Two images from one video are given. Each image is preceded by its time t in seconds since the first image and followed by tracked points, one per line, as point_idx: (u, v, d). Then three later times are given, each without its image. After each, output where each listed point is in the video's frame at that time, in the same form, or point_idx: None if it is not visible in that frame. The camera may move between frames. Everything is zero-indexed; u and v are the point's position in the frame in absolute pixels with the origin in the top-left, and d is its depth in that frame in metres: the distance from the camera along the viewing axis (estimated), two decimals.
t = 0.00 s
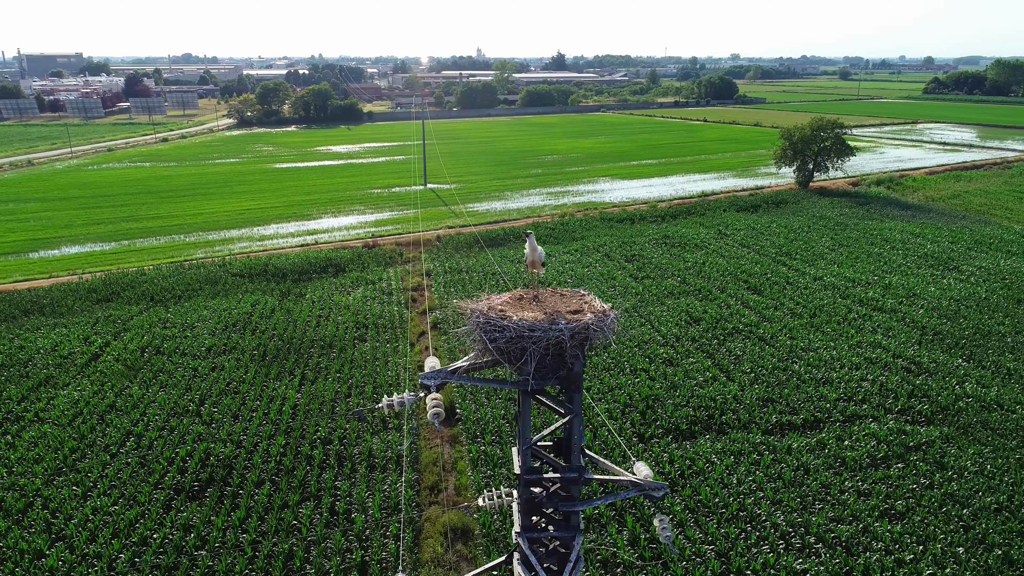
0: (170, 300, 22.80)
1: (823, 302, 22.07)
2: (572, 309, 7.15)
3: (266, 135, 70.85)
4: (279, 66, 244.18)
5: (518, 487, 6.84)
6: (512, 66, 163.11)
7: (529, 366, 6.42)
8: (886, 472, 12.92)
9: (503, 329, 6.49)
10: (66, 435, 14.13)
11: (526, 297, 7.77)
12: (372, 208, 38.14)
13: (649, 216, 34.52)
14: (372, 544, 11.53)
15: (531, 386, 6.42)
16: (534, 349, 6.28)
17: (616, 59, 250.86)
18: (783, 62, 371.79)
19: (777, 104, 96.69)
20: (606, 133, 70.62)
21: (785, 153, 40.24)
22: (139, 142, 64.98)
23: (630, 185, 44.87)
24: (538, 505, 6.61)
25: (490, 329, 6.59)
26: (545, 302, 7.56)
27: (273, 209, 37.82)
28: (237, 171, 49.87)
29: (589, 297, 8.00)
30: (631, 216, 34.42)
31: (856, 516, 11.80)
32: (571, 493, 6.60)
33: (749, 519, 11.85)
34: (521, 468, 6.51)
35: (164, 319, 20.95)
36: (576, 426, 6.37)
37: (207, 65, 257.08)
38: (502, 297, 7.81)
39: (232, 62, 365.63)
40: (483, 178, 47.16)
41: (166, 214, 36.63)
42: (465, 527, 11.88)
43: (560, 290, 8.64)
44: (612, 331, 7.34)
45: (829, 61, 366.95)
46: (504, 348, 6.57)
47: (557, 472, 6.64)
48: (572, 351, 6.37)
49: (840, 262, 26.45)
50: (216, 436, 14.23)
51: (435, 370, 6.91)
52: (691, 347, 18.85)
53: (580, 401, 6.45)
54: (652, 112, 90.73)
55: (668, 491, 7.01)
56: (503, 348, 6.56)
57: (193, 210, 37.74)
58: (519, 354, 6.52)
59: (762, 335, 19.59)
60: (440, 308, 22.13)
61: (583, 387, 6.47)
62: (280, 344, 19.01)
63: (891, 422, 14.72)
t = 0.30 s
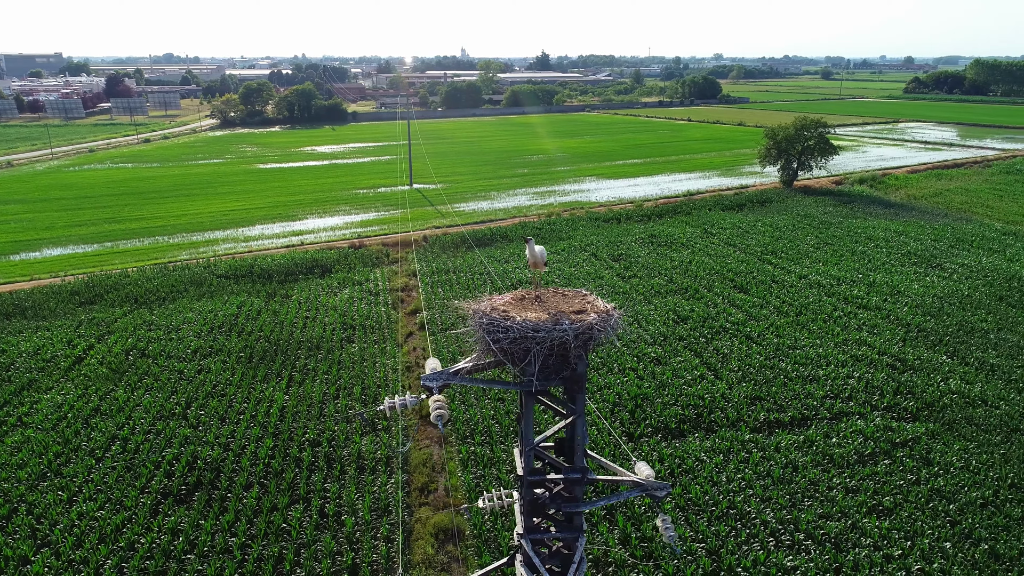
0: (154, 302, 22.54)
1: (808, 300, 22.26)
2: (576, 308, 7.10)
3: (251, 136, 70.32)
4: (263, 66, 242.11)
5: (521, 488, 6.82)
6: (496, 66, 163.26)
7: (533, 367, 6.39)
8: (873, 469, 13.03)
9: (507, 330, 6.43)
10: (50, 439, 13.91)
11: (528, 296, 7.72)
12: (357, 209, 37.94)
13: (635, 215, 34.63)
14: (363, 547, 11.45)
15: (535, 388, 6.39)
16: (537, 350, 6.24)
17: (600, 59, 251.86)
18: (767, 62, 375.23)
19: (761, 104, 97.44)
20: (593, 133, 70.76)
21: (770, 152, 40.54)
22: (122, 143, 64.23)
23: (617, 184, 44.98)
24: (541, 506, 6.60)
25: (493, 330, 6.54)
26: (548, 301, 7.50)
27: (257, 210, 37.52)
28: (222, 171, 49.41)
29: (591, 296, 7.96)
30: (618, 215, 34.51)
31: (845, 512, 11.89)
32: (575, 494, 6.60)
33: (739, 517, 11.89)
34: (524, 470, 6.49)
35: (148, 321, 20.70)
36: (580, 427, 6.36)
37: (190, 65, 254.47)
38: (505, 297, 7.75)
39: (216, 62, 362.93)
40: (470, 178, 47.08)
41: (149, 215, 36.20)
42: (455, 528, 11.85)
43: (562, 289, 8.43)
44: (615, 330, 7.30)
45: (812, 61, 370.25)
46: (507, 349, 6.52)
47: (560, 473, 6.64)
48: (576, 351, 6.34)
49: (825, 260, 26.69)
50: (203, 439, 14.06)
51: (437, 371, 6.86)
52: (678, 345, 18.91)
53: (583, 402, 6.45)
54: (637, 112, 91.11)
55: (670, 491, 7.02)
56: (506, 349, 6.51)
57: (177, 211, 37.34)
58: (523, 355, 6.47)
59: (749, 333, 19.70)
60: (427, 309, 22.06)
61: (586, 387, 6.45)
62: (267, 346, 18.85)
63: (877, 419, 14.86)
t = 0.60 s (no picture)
0: (138, 304, 22.28)
1: (794, 299, 22.42)
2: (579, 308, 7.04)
3: (236, 136, 69.76)
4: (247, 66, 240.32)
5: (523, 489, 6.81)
6: (481, 67, 162.63)
7: (536, 368, 6.33)
8: (860, 466, 13.15)
9: (511, 331, 6.35)
10: (33, 444, 13.68)
11: (529, 295, 7.64)
12: (342, 209, 37.73)
13: (622, 214, 34.72)
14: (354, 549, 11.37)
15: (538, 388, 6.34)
16: (541, 351, 6.18)
17: (586, 59, 252.05)
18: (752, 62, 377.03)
19: (744, 104, 98.10)
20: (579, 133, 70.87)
21: (754, 151, 40.80)
22: (103, 143, 63.45)
23: (604, 184, 45.07)
24: (544, 508, 6.58)
25: (495, 331, 6.48)
26: (550, 301, 7.43)
27: (242, 211, 37.21)
28: (207, 172, 48.93)
29: (592, 296, 7.90)
30: (605, 215, 34.60)
31: (833, 509, 11.98)
32: (578, 495, 6.58)
33: (729, 515, 11.94)
34: (527, 471, 6.46)
35: (132, 324, 20.45)
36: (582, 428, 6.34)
37: (167, 64, 251.74)
38: (506, 297, 7.67)
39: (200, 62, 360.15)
40: (457, 178, 46.97)
41: (133, 217, 35.76)
42: (445, 529, 11.81)
43: (564, 289, 8.34)
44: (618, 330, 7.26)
45: (796, 61, 373.42)
46: (510, 350, 6.46)
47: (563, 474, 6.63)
48: (579, 352, 6.30)
49: (810, 259, 26.90)
50: (190, 442, 13.91)
51: (439, 373, 6.79)
52: (666, 344, 18.97)
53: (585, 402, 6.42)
54: (622, 112, 91.37)
55: (673, 491, 7.04)
56: (508, 350, 6.45)
57: (161, 212, 36.93)
58: (526, 356, 6.42)
59: (735, 332, 19.80)
60: (415, 309, 21.96)
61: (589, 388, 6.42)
62: (253, 348, 18.68)
63: (864, 416, 15.00)
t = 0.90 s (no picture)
0: (121, 307, 22.00)
1: (780, 297, 22.58)
2: (582, 308, 6.97)
3: (221, 137, 69.16)
4: (231, 66, 238.13)
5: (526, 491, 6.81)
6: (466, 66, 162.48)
7: (540, 369, 6.29)
8: (848, 463, 13.25)
9: (513, 332, 6.27)
10: (16, 449, 13.45)
11: (531, 294, 7.56)
12: (328, 210, 37.52)
13: (609, 214, 34.80)
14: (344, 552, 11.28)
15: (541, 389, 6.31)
16: (545, 351, 6.14)
17: (571, 60, 252.48)
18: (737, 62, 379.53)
19: (729, 103, 98.79)
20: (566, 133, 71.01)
21: (738, 151, 41.07)
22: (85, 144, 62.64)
23: (591, 184, 45.15)
24: (547, 509, 6.59)
25: (498, 332, 6.43)
26: (552, 300, 7.35)
27: (227, 212, 36.89)
28: (191, 173, 48.46)
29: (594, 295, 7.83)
30: (591, 215, 34.67)
31: (822, 506, 12.07)
32: (581, 497, 6.60)
33: (719, 513, 11.98)
34: (530, 472, 6.46)
35: (116, 326, 20.18)
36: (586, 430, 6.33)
37: (150, 65, 249.54)
38: (508, 296, 7.59)
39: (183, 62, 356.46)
40: (443, 178, 46.86)
41: (115, 219, 35.32)
42: (436, 531, 11.75)
43: (567, 290, 8.19)
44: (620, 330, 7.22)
45: (780, 62, 376.70)
46: (513, 351, 6.41)
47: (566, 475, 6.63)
48: (583, 352, 6.27)
49: (795, 257, 27.10)
50: (177, 446, 13.74)
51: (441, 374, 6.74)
52: (654, 343, 19.02)
53: (589, 403, 6.41)
54: (607, 111, 91.67)
55: (675, 491, 7.07)
56: (512, 351, 6.41)
57: (145, 213, 36.50)
58: (529, 356, 6.37)
59: (723, 330, 19.89)
60: (402, 310, 21.88)
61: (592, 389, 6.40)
62: (240, 350, 18.51)
63: (851, 413, 15.11)
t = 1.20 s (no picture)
0: (104, 309, 21.72)
1: (766, 295, 22.74)
2: (585, 307, 6.91)
3: (205, 137, 68.52)
4: (215, 66, 236.34)
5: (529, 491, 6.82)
6: (451, 67, 162.05)
7: (544, 369, 6.26)
8: (837, 459, 13.34)
9: (517, 331, 6.25)
10: None
11: (535, 292, 7.52)
12: (314, 210, 37.28)
13: (596, 213, 34.87)
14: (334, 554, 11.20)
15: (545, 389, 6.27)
16: (549, 351, 6.11)
17: (556, 60, 252.82)
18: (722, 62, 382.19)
19: (713, 103, 99.31)
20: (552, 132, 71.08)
21: (723, 150, 41.33)
22: (67, 146, 61.78)
23: (578, 183, 45.19)
24: (550, 510, 6.60)
25: (501, 331, 6.39)
26: (556, 299, 7.28)
27: (211, 213, 36.52)
28: (176, 174, 47.96)
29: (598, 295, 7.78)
30: (578, 214, 34.73)
31: (812, 503, 12.14)
32: (584, 497, 6.61)
33: (709, 511, 12.03)
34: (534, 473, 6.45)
35: (100, 329, 19.93)
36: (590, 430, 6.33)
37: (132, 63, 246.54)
38: (511, 294, 7.53)
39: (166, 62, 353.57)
40: (430, 178, 46.74)
41: (98, 220, 34.87)
42: (427, 531, 11.68)
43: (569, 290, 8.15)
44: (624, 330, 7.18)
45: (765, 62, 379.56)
46: (516, 350, 6.37)
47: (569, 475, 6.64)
48: (588, 352, 6.24)
49: (781, 256, 27.29)
50: (164, 449, 13.58)
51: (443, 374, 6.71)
52: (642, 342, 19.07)
53: (592, 404, 6.39)
54: (593, 111, 91.90)
55: (677, 490, 7.11)
56: (515, 350, 6.37)
57: (129, 215, 36.06)
58: (533, 355, 6.35)
59: (711, 329, 19.98)
60: (390, 311, 21.78)
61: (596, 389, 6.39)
62: (227, 351, 18.34)
63: (838, 410, 15.25)
